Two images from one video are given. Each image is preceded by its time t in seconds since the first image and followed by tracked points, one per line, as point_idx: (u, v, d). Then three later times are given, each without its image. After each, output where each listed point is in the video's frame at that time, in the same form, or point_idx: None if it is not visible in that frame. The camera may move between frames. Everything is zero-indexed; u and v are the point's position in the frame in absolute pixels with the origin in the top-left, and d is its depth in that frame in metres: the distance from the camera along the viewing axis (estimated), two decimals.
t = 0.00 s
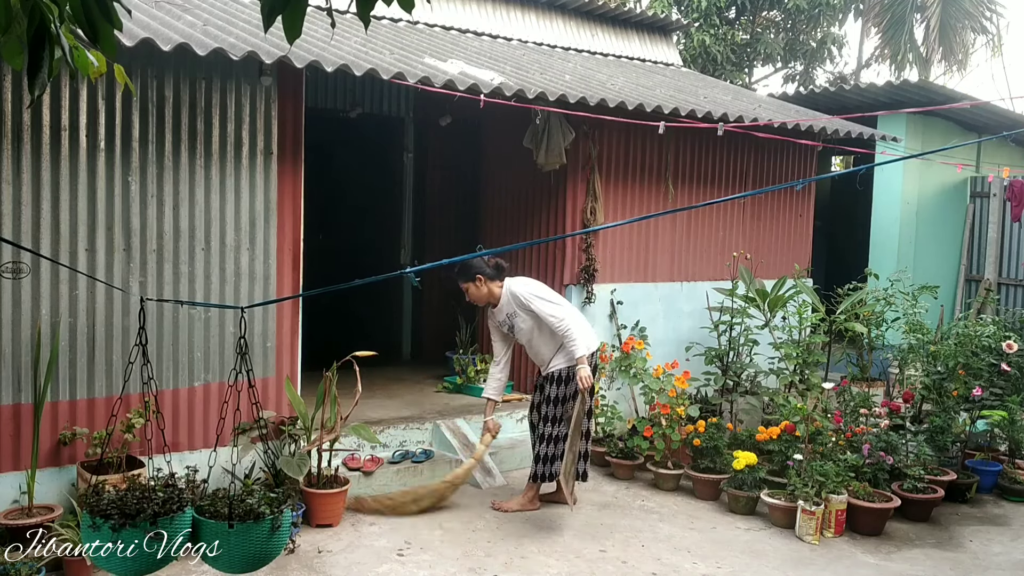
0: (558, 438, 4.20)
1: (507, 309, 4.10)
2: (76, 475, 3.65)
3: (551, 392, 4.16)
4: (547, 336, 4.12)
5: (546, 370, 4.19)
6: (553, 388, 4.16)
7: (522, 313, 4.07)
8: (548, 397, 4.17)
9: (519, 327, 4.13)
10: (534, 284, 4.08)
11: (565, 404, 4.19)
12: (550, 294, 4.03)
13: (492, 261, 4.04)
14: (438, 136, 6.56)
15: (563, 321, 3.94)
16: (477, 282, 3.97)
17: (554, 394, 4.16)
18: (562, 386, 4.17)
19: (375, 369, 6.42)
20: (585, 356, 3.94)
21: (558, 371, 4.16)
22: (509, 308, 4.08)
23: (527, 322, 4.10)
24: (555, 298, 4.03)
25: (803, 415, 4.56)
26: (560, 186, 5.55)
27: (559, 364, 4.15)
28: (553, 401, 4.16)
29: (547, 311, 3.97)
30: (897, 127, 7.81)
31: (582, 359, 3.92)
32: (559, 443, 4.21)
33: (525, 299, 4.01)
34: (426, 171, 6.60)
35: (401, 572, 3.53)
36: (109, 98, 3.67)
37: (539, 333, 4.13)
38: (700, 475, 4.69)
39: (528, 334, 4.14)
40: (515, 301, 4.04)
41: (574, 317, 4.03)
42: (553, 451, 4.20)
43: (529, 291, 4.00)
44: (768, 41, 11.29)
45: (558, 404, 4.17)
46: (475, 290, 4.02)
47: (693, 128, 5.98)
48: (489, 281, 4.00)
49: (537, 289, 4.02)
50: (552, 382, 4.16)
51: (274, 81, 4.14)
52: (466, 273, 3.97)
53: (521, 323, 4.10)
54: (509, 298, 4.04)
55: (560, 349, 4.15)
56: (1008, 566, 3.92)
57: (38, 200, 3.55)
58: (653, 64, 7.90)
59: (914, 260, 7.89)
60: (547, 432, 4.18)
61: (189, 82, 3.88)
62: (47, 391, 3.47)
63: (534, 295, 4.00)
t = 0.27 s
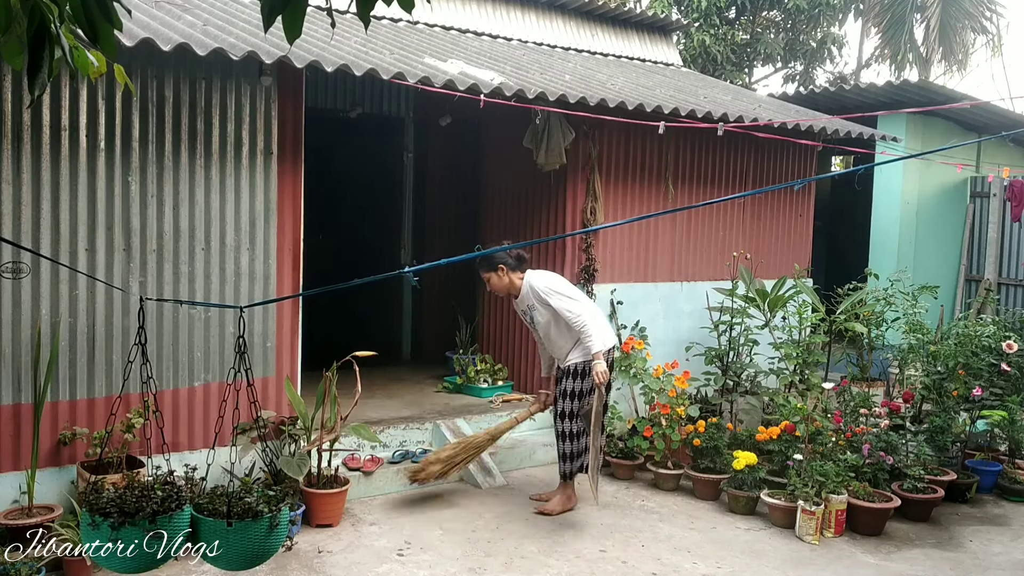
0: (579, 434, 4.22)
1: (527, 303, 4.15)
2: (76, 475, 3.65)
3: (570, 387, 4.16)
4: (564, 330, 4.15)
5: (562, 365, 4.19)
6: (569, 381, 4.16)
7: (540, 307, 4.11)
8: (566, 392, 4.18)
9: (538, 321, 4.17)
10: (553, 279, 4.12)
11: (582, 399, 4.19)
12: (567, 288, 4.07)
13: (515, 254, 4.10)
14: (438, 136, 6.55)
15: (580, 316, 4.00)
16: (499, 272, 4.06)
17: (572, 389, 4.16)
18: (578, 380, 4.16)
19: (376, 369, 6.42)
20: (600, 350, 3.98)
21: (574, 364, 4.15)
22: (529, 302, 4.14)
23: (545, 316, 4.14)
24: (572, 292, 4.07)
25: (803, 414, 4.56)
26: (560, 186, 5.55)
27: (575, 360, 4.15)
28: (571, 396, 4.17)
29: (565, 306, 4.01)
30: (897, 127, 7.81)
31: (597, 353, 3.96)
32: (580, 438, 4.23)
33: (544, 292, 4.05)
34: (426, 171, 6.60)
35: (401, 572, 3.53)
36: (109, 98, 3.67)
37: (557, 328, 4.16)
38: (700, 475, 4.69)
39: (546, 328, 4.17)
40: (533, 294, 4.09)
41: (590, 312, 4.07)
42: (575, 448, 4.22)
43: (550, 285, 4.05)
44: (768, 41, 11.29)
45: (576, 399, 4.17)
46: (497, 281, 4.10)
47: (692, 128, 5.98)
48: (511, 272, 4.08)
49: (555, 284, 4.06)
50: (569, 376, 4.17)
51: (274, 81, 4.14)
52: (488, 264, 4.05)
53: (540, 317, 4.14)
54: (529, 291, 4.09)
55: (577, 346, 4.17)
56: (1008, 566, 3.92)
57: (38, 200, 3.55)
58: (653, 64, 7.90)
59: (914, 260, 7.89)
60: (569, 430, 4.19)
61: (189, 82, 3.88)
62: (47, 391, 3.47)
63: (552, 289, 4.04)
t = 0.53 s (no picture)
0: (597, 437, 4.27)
1: (529, 302, 4.15)
2: (76, 475, 3.65)
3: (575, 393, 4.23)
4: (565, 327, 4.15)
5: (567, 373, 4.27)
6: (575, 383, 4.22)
7: (541, 305, 4.11)
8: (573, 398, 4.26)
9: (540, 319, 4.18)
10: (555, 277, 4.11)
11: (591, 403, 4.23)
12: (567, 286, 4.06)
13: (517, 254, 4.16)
14: (438, 136, 6.55)
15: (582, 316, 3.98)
16: (504, 273, 4.09)
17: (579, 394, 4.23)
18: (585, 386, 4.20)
19: (376, 369, 6.42)
20: (599, 348, 3.97)
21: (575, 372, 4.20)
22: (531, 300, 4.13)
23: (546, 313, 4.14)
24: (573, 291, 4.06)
25: (803, 414, 4.56)
26: (560, 186, 5.55)
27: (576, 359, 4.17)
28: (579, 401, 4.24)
29: (564, 304, 4.00)
30: (897, 127, 7.81)
31: (596, 352, 3.95)
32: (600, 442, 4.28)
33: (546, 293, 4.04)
34: (426, 171, 6.59)
35: (401, 572, 3.53)
36: (109, 98, 3.67)
37: (558, 326, 4.16)
38: (700, 475, 4.69)
39: (547, 327, 4.18)
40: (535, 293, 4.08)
41: (590, 308, 4.05)
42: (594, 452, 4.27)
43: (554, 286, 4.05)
44: (768, 41, 11.28)
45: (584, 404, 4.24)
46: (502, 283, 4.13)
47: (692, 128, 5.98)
48: (515, 272, 4.11)
49: (554, 282, 4.05)
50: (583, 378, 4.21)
51: (274, 81, 4.14)
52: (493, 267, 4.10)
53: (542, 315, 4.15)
54: (529, 291, 4.10)
55: (578, 344, 4.16)
56: (1008, 566, 3.92)
57: (38, 200, 3.55)
58: (653, 64, 7.90)
59: (914, 259, 7.89)
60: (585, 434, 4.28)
61: (189, 82, 3.88)
62: (47, 391, 3.47)
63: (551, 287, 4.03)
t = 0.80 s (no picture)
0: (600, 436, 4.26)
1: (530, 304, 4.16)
2: (76, 475, 3.65)
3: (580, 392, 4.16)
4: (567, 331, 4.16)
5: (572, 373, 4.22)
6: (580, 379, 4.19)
7: (541, 306, 4.12)
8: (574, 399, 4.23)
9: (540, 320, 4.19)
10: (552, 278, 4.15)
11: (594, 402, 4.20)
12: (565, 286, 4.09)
13: (518, 255, 4.17)
14: (438, 136, 6.55)
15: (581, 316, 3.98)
16: (504, 276, 4.10)
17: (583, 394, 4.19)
18: (593, 384, 4.17)
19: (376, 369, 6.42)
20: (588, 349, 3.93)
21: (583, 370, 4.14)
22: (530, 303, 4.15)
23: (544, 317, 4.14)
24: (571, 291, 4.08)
25: (803, 415, 4.56)
26: (560, 186, 5.55)
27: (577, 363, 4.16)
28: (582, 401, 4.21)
29: (562, 303, 4.01)
30: (897, 127, 7.81)
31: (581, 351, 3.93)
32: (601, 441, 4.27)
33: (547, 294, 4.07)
34: (426, 171, 6.59)
35: (401, 572, 3.53)
36: (109, 98, 3.67)
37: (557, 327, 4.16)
38: (700, 476, 4.69)
39: (547, 328, 4.19)
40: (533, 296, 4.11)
41: (588, 307, 4.06)
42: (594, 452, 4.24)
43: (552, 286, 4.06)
44: (768, 41, 11.28)
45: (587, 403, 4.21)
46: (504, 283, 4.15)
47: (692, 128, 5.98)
48: (515, 274, 4.12)
49: (555, 282, 4.08)
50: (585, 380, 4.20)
51: (274, 81, 4.14)
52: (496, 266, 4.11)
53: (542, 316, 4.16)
54: (529, 292, 4.11)
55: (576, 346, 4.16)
56: (1008, 566, 3.92)
57: (38, 200, 3.55)
58: (653, 64, 7.90)
59: (914, 259, 7.89)
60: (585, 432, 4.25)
61: (189, 82, 3.88)
62: (47, 391, 3.47)
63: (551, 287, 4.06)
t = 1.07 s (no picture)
0: (596, 437, 4.23)
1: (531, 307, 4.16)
2: (76, 475, 3.65)
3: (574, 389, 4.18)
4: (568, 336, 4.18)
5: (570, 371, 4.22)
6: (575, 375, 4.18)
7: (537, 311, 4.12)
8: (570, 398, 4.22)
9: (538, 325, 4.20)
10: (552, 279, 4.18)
11: (589, 403, 4.18)
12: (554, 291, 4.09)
13: (521, 253, 4.15)
14: (438, 136, 6.56)
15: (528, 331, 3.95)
16: (504, 272, 4.09)
17: (577, 394, 4.18)
18: (589, 384, 4.16)
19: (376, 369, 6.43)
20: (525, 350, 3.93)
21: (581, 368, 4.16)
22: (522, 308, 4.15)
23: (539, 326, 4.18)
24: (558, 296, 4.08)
25: (803, 415, 4.56)
26: (560, 186, 5.55)
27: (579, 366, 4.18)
28: (576, 401, 4.20)
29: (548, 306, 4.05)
30: (897, 127, 7.81)
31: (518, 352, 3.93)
32: (596, 442, 4.24)
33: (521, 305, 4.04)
34: (426, 171, 6.59)
35: (401, 572, 3.53)
36: (109, 98, 3.67)
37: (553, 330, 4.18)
38: (700, 475, 4.69)
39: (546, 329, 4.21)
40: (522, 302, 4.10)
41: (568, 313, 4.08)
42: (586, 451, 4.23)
43: (545, 288, 4.05)
44: (768, 41, 11.28)
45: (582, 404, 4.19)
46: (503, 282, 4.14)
47: (692, 128, 5.98)
48: (516, 272, 4.11)
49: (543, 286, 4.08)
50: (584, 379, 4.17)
51: (274, 81, 4.13)
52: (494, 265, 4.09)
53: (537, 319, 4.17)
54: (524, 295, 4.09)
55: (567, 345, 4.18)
56: (1008, 566, 3.92)
57: (38, 200, 3.55)
58: (653, 64, 7.90)
59: (914, 259, 7.90)
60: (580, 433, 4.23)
61: (189, 82, 3.88)
62: (47, 391, 3.47)
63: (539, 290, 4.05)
